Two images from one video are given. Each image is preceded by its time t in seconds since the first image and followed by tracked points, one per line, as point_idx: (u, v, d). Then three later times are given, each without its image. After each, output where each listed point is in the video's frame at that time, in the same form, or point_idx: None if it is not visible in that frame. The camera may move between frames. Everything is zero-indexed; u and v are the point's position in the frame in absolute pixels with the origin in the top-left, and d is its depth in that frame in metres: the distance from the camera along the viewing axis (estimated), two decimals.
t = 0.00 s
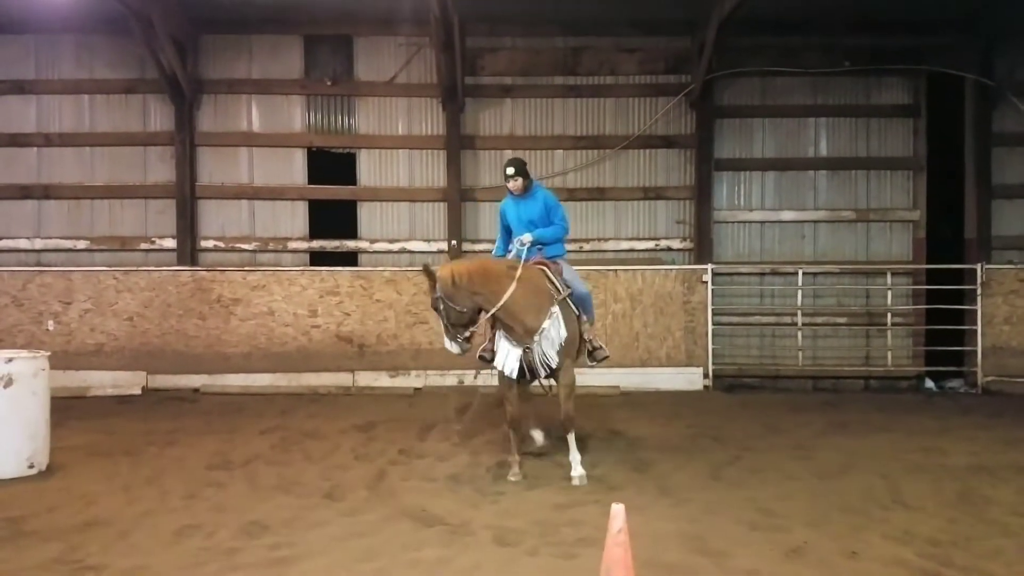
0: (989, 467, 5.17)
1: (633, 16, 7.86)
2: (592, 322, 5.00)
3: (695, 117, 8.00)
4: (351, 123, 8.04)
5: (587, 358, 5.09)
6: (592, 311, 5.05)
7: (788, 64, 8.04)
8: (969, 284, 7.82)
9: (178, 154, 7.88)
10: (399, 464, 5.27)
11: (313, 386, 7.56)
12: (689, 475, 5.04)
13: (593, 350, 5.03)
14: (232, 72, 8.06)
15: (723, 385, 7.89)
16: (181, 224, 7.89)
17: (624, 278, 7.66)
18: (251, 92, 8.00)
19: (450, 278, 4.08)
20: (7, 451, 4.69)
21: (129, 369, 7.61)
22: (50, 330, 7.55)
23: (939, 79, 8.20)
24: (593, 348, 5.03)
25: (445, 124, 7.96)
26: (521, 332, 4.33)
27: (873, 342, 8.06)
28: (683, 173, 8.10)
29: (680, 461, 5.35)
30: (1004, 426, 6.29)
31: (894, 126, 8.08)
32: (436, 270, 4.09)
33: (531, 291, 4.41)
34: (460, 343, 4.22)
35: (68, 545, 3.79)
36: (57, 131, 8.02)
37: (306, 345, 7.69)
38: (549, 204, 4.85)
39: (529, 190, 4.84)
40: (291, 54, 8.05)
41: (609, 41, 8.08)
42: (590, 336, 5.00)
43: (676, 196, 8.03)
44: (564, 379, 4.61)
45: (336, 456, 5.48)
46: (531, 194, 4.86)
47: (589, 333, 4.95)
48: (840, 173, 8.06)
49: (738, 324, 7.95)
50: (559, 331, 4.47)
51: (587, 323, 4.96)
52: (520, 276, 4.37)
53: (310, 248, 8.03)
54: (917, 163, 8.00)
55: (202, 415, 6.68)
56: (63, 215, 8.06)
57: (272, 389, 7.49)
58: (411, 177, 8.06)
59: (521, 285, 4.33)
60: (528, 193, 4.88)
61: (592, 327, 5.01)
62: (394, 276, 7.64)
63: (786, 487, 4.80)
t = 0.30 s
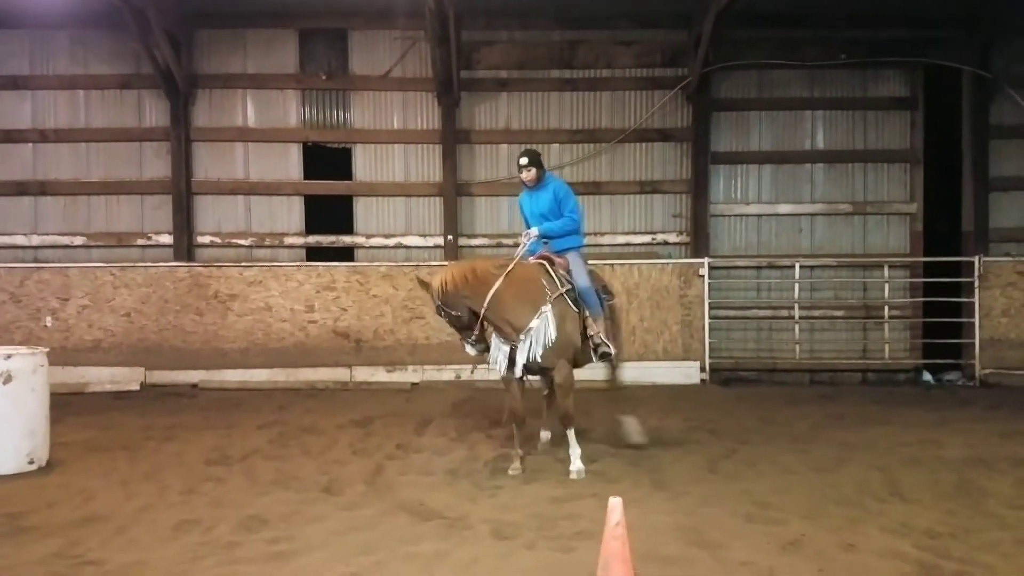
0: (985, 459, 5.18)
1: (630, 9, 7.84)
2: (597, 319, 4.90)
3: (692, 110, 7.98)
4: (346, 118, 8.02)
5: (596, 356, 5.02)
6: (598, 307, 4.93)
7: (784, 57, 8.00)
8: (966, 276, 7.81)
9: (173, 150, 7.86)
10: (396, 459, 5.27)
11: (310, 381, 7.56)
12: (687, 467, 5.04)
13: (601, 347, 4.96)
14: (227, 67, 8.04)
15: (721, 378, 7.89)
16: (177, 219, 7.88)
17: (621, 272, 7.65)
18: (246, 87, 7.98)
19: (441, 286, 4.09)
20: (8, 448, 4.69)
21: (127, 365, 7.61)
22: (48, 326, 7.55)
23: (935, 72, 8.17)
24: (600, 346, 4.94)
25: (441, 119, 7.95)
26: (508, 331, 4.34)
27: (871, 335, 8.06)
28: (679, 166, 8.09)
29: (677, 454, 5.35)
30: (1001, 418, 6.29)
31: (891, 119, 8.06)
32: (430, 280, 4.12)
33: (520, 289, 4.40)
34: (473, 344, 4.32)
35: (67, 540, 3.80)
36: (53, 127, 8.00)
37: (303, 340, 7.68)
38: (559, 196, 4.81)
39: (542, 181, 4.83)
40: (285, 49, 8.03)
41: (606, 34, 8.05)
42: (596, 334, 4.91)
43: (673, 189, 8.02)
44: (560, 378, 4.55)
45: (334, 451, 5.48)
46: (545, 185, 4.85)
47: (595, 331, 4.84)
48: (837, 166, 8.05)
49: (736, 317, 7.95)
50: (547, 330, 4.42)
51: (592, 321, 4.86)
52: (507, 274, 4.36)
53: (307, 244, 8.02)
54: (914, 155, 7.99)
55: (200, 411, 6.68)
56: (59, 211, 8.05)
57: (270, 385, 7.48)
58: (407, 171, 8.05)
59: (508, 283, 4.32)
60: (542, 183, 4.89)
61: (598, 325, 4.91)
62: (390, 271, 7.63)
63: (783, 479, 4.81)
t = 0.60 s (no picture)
0: (990, 453, 5.17)
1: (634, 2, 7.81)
2: (604, 319, 4.56)
3: (696, 103, 7.96)
4: (350, 112, 8.02)
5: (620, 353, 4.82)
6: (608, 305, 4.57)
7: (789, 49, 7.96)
8: (972, 269, 7.79)
9: (179, 145, 7.88)
10: (402, 453, 5.29)
11: (315, 375, 7.58)
12: (691, 461, 5.05)
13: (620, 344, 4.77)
14: (231, 62, 8.03)
15: (725, 372, 7.89)
16: (182, 215, 7.90)
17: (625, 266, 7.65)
18: (251, 82, 7.98)
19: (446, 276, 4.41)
20: (13, 443, 4.73)
21: (133, 360, 7.64)
22: (55, 321, 7.58)
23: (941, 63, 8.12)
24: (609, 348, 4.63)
25: (445, 113, 7.94)
26: (507, 325, 4.42)
27: (876, 328, 8.04)
28: (683, 160, 8.07)
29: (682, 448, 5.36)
30: (1006, 412, 6.28)
31: (896, 110, 8.03)
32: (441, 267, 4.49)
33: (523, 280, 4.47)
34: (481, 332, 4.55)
35: (75, 534, 3.82)
36: (58, 123, 8.02)
37: (308, 335, 7.70)
38: (577, 187, 4.54)
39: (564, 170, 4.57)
40: (289, 44, 8.02)
41: (609, 27, 8.03)
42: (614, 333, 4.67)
43: (677, 182, 8.00)
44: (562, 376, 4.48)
45: (339, 445, 5.50)
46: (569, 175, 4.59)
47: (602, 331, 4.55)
48: (841, 159, 8.02)
49: (740, 311, 7.95)
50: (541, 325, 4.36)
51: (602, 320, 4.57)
52: (511, 267, 4.49)
53: (311, 238, 8.02)
54: (919, 147, 7.96)
55: (206, 405, 6.71)
56: (65, 206, 8.07)
57: (275, 379, 7.50)
58: (411, 166, 8.04)
59: (509, 275, 4.43)
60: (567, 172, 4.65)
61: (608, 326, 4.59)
62: (395, 266, 7.64)
63: (788, 473, 4.82)
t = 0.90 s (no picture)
0: (1007, 445, 5.10)
1: None
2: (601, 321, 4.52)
3: (697, 98, 7.93)
4: (352, 119, 8.06)
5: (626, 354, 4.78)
6: (606, 307, 4.53)
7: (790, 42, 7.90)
8: (985, 258, 7.69)
9: (185, 158, 7.97)
10: (411, 457, 5.30)
11: (324, 381, 7.62)
12: (701, 459, 5.03)
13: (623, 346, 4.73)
14: (233, 73, 8.11)
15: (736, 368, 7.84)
16: (191, 226, 7.98)
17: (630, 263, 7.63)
18: (253, 93, 8.05)
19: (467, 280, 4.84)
20: (31, 454, 4.79)
21: (146, 370, 7.71)
22: (69, 334, 7.68)
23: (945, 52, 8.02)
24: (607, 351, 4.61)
25: (445, 117, 7.96)
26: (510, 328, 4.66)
27: (888, 320, 7.95)
28: (686, 156, 8.03)
29: (692, 446, 5.34)
30: None
31: (901, 100, 7.94)
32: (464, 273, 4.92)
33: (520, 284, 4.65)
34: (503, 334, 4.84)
35: (91, 544, 3.86)
36: (67, 139, 8.13)
37: (317, 341, 7.74)
38: (588, 183, 4.51)
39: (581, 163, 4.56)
40: (289, 54, 8.09)
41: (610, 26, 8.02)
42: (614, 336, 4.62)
43: (680, 178, 7.96)
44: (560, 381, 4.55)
45: (350, 450, 5.53)
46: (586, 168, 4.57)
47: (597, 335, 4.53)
48: (847, 150, 7.95)
49: (749, 306, 7.90)
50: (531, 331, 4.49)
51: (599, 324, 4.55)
52: (512, 271, 4.71)
53: (317, 245, 8.06)
54: (925, 137, 7.87)
55: (219, 414, 6.76)
56: (75, 221, 8.18)
57: (286, 386, 7.55)
58: (413, 171, 8.07)
59: (508, 279, 4.67)
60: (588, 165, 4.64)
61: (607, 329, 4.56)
62: (400, 270, 7.68)
63: (800, 470, 4.78)
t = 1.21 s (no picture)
0: (995, 450, 5.18)
1: None
2: (579, 320, 4.51)
3: (705, 102, 7.96)
4: (356, 108, 7.99)
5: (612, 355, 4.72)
6: (584, 307, 4.50)
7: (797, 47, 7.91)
8: (974, 267, 7.81)
9: (182, 141, 7.85)
10: (408, 451, 5.28)
11: (321, 373, 7.56)
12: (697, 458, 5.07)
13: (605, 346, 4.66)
14: (236, 57, 8.00)
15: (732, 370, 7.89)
16: (187, 211, 7.87)
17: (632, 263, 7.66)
18: (256, 78, 7.95)
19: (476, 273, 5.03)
20: (15, 440, 4.71)
21: (136, 357, 7.61)
22: (56, 318, 7.55)
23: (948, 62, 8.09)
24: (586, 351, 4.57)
25: (452, 109, 7.93)
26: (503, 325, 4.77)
27: (880, 327, 8.03)
28: (691, 158, 8.07)
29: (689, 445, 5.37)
30: (1008, 409, 6.29)
31: (902, 110, 8.03)
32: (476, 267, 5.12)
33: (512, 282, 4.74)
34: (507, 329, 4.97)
35: (79, 532, 3.81)
36: (60, 118, 7.98)
37: (314, 332, 7.69)
38: (587, 183, 4.53)
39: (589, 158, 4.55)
40: (295, 39, 7.99)
41: (616, 24, 8.02)
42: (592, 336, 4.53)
43: (685, 180, 8.00)
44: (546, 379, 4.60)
45: (346, 442, 5.49)
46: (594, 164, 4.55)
47: (575, 334, 4.51)
48: (847, 158, 8.03)
49: (746, 309, 7.96)
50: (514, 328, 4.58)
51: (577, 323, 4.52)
52: (506, 267, 4.80)
53: (317, 235, 7.99)
54: (924, 147, 7.97)
55: (210, 402, 6.69)
56: (67, 202, 8.04)
57: (279, 376, 7.48)
58: (418, 162, 8.02)
59: (501, 276, 4.78)
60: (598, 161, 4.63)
61: (587, 329, 4.53)
62: (402, 263, 7.64)
63: (793, 470, 4.82)
